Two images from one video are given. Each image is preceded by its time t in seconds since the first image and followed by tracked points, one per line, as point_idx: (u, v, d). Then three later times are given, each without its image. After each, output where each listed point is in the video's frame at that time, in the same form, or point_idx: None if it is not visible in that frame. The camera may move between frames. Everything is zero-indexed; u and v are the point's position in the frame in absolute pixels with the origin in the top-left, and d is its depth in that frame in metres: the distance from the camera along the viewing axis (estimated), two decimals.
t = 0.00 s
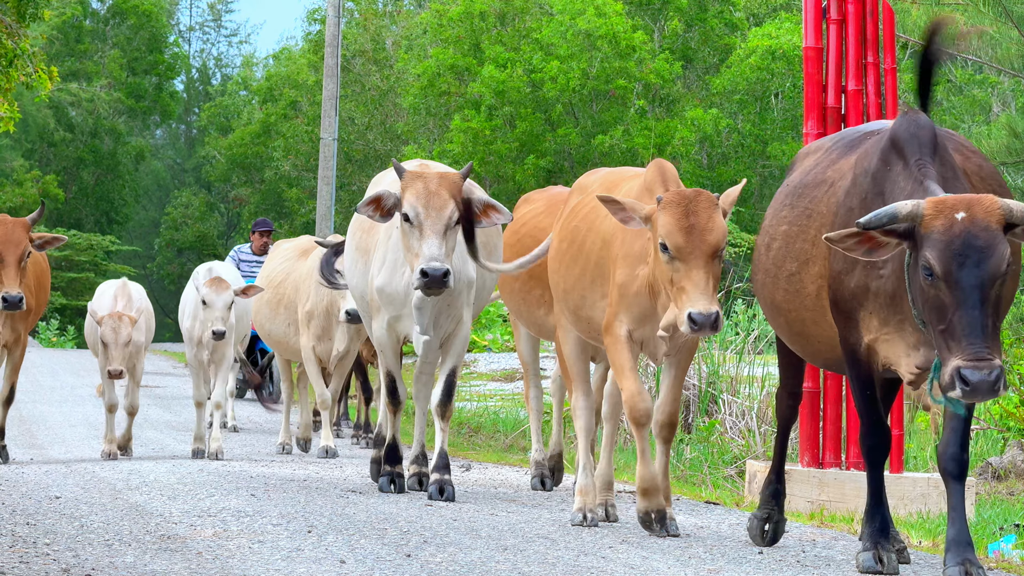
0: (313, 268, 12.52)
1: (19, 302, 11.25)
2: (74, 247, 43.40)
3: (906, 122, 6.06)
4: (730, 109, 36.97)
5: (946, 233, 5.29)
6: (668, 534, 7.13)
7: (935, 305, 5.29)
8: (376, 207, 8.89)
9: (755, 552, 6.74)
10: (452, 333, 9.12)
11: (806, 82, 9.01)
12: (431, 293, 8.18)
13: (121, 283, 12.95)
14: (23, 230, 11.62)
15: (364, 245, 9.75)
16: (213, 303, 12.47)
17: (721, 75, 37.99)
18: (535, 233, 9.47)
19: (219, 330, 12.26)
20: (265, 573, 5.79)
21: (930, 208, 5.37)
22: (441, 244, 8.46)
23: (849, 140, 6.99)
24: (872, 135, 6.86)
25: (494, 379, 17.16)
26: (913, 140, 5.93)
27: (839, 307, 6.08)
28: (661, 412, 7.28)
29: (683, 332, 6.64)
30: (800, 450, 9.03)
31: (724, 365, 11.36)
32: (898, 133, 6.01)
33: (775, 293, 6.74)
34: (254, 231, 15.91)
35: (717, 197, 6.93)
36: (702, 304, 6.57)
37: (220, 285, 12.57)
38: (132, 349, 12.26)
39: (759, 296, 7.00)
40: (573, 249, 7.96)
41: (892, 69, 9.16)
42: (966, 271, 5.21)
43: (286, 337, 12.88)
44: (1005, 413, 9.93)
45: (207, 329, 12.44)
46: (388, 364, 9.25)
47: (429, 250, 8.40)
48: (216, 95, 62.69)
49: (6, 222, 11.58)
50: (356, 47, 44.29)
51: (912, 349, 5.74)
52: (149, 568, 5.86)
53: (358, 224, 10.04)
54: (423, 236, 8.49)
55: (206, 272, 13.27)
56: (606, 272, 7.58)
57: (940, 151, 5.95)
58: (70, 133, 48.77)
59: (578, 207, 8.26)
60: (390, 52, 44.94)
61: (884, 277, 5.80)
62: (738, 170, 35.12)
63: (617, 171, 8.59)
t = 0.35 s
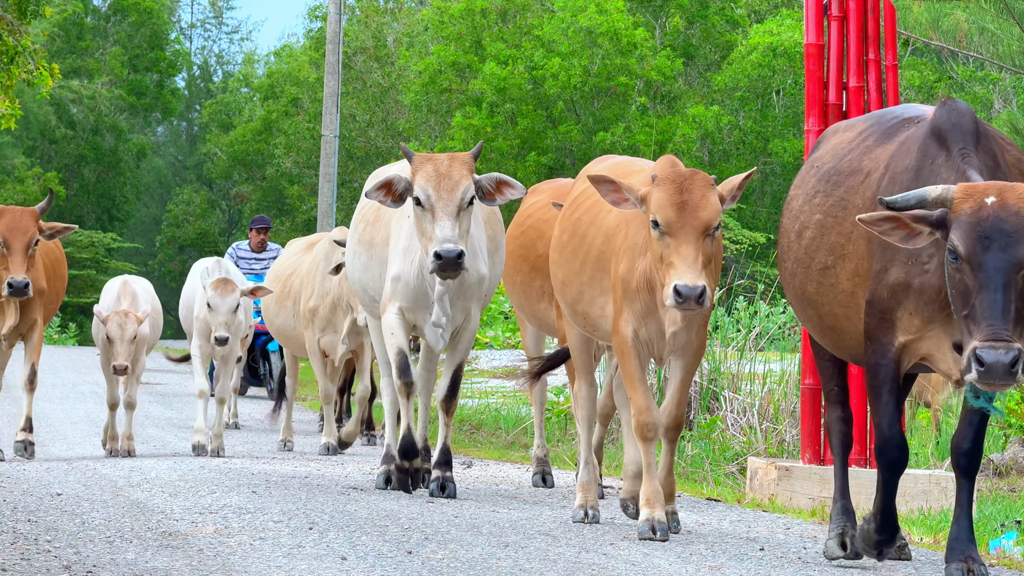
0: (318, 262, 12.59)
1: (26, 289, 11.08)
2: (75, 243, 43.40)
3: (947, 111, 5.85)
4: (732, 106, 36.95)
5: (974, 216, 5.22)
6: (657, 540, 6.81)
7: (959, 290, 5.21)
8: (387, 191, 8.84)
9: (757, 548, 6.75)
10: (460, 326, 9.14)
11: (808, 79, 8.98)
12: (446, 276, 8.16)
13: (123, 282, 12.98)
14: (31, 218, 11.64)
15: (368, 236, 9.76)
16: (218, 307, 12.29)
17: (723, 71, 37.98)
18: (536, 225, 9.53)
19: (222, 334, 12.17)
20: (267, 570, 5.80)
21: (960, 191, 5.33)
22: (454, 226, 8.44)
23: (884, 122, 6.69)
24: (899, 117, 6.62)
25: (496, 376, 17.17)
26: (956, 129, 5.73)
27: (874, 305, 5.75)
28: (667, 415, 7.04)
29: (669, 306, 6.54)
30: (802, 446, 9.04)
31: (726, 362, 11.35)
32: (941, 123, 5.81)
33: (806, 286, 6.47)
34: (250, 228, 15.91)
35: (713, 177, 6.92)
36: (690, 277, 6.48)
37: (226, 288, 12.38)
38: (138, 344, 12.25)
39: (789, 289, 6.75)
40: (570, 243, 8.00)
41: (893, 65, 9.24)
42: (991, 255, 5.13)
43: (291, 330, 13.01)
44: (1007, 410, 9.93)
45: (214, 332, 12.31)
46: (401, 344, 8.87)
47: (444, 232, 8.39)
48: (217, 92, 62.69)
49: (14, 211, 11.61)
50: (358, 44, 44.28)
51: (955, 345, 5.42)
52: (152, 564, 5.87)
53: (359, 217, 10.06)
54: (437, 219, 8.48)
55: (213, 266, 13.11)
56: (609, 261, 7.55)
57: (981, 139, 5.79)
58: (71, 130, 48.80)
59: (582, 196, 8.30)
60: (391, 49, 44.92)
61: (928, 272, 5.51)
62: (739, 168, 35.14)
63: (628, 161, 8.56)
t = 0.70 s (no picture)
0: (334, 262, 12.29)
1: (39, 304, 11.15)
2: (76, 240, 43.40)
3: (963, 104, 5.69)
4: (733, 103, 36.92)
5: (996, 227, 4.95)
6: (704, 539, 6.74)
7: (982, 302, 4.96)
8: (380, 171, 8.78)
9: (758, 544, 6.76)
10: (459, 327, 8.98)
11: (809, 76, 8.98)
12: (437, 253, 8.09)
13: (124, 273, 12.91)
14: (45, 226, 11.61)
15: (361, 229, 9.76)
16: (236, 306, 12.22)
17: (724, 68, 37.96)
18: (553, 223, 9.47)
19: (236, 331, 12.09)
20: (268, 566, 5.80)
21: (980, 199, 5.03)
22: (446, 204, 8.32)
23: (888, 116, 6.53)
24: (902, 110, 6.48)
25: (497, 373, 17.17)
26: (976, 124, 5.56)
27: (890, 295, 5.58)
28: (703, 394, 6.84)
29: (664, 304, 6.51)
30: (803, 443, 9.01)
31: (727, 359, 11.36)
32: (957, 116, 5.65)
33: (802, 277, 6.36)
34: (251, 225, 15.91)
35: (715, 168, 6.83)
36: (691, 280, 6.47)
37: (245, 286, 12.33)
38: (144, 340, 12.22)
39: (781, 281, 6.62)
40: (588, 234, 7.90)
41: (897, 63, 9.15)
42: (1015, 269, 4.88)
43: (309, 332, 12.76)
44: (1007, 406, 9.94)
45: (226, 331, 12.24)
46: (400, 353, 8.85)
47: (434, 210, 8.26)
48: (219, 89, 62.70)
49: (29, 218, 11.59)
50: (359, 40, 44.29)
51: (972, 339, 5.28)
52: (153, 561, 5.87)
53: (350, 210, 10.09)
54: (428, 198, 8.35)
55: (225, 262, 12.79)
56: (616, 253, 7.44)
57: (997, 137, 5.63)
58: (72, 127, 48.81)
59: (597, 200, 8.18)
60: (392, 46, 44.90)
61: (936, 261, 5.37)
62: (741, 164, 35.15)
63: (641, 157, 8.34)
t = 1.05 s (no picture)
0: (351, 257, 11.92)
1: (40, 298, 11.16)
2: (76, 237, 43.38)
3: (962, 92, 5.61)
4: (733, 100, 36.95)
5: (1014, 203, 4.83)
6: (709, 546, 6.53)
7: (994, 284, 4.81)
8: (371, 166, 8.72)
9: (760, 542, 6.76)
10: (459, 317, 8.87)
11: (809, 73, 8.99)
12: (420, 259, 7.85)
13: (119, 270, 12.89)
14: (50, 221, 11.55)
15: (365, 227, 9.62)
16: (252, 295, 12.19)
17: (725, 65, 37.94)
18: (570, 219, 9.41)
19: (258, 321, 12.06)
20: (268, 564, 5.79)
21: (995, 177, 4.91)
22: (436, 208, 8.17)
23: (887, 105, 6.55)
24: (899, 98, 6.52)
25: (497, 370, 17.17)
26: (970, 111, 5.48)
27: (880, 289, 5.56)
28: (700, 413, 6.71)
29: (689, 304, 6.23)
30: (802, 440, 9.00)
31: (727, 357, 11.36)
32: (952, 103, 5.57)
33: (793, 266, 6.42)
34: (254, 222, 15.88)
35: (732, 163, 6.55)
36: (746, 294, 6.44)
37: (259, 275, 12.34)
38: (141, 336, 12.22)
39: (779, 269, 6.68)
40: (612, 235, 7.51)
41: (897, 60, 9.12)
42: None
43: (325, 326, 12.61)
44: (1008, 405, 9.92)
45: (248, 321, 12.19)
46: (399, 350, 8.85)
47: (423, 214, 8.11)
48: (219, 86, 62.70)
49: (34, 212, 11.53)
50: (360, 38, 44.29)
51: (960, 339, 5.21)
52: (152, 559, 5.86)
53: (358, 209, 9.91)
54: (417, 200, 8.21)
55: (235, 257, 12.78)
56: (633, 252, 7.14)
57: (993, 126, 5.54)
58: (72, 124, 48.77)
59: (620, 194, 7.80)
60: (393, 43, 44.90)
61: (929, 257, 5.29)
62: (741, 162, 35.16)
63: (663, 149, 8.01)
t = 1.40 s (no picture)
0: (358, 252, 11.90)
1: (48, 283, 11.17)
2: (76, 236, 43.37)
3: (988, 87, 5.49)
4: (733, 99, 37.00)
5: None
6: (708, 545, 6.57)
7: None
8: (374, 159, 8.58)
9: (758, 541, 6.76)
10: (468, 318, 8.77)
11: (809, 72, 8.99)
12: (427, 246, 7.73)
13: (119, 268, 12.88)
14: (49, 207, 11.53)
15: (379, 227, 9.39)
16: (252, 290, 12.08)
17: (725, 64, 37.93)
18: (576, 215, 8.97)
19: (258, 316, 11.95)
20: (267, 563, 5.79)
21: None
22: (438, 195, 8.02)
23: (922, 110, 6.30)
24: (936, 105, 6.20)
25: (497, 369, 17.16)
26: (998, 107, 5.35)
27: (906, 293, 5.43)
28: (704, 409, 6.73)
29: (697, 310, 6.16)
30: (802, 439, 9.00)
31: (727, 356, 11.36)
32: (979, 99, 5.45)
33: (835, 280, 6.09)
34: (257, 220, 15.87)
35: (740, 160, 6.43)
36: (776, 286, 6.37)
37: (261, 270, 12.20)
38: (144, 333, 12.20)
39: (822, 285, 6.34)
40: (612, 231, 7.32)
41: (897, 59, 9.11)
42: None
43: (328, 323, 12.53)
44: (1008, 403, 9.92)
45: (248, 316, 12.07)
46: (405, 356, 8.80)
47: (426, 201, 7.96)
48: (219, 84, 62.66)
49: (32, 199, 11.51)
50: (359, 36, 44.27)
51: (990, 338, 5.09)
52: (152, 557, 5.86)
53: (369, 207, 9.70)
54: (421, 187, 8.06)
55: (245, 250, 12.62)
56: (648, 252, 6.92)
57: None
58: (72, 123, 48.72)
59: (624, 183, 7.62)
60: (392, 42, 44.87)
61: (960, 259, 5.17)
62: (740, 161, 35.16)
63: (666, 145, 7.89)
